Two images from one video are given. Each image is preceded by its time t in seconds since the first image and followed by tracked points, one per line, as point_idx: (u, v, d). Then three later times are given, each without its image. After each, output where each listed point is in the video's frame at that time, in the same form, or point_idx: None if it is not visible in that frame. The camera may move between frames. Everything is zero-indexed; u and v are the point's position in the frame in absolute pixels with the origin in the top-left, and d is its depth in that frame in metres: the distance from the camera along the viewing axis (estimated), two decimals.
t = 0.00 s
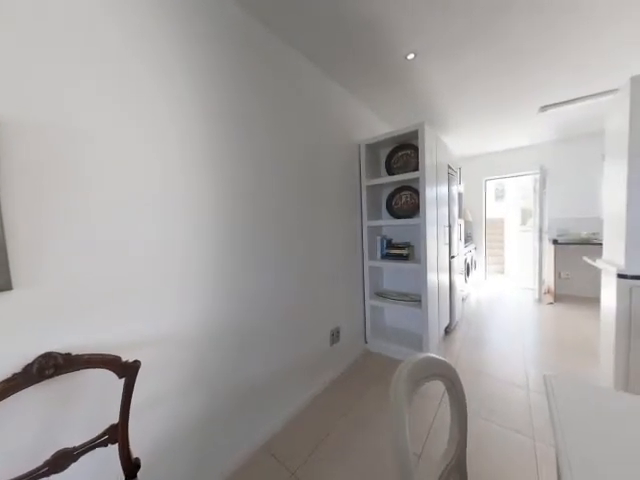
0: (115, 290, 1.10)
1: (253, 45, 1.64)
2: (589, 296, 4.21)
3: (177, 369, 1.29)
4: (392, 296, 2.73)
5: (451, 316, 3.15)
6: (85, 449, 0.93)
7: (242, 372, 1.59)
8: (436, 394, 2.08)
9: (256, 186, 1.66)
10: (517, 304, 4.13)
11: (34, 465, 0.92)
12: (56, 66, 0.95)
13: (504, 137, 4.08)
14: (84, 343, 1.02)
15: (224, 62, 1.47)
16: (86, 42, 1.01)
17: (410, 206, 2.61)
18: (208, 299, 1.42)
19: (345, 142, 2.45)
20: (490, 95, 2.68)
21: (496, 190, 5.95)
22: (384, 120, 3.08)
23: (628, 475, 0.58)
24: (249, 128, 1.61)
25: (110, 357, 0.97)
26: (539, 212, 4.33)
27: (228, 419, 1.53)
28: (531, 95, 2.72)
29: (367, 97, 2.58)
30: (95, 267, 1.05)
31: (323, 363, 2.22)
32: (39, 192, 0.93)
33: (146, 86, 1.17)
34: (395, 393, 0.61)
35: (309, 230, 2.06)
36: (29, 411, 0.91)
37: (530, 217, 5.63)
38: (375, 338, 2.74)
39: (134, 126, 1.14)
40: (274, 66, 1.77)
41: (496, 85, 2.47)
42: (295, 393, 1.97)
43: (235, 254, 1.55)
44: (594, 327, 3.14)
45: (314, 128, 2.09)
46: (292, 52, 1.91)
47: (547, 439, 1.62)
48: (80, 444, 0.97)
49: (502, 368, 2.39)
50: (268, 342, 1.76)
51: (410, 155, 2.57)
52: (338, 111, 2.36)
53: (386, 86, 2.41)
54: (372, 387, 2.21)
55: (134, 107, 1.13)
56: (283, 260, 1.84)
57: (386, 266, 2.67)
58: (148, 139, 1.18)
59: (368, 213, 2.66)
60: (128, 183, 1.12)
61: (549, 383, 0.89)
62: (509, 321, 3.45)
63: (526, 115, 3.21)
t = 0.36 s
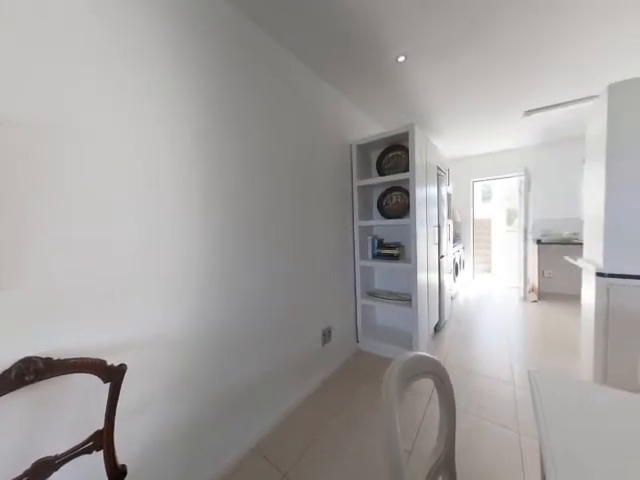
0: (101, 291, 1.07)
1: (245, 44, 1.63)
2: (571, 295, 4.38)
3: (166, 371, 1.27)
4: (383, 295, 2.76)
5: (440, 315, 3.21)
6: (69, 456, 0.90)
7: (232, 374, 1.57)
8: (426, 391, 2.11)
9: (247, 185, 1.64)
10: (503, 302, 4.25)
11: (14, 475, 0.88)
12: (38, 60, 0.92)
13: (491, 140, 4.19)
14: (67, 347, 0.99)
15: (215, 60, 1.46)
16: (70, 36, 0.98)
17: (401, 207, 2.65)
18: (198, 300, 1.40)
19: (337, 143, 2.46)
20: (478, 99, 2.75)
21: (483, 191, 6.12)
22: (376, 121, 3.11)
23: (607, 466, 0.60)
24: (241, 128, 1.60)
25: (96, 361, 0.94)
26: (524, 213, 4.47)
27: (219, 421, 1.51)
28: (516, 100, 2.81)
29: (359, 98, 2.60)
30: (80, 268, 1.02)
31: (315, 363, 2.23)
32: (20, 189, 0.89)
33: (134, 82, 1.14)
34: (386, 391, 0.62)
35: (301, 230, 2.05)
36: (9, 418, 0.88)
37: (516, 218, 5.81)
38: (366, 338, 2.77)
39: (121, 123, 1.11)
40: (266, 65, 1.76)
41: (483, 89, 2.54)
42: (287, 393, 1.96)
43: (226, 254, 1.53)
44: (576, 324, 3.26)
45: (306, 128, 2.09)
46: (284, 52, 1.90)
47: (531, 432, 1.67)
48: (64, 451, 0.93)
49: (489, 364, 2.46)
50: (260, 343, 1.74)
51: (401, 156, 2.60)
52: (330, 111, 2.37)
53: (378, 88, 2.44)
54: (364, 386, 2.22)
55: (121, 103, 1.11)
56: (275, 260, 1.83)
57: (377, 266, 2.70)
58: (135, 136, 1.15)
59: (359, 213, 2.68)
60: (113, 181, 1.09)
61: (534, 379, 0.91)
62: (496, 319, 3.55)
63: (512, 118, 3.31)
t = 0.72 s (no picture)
0: (85, 295, 1.03)
1: (236, 42, 1.60)
2: (553, 293, 4.55)
3: (154, 376, 1.23)
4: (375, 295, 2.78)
5: (430, 313, 3.27)
6: (50, 465, 0.86)
7: (223, 376, 1.55)
8: (416, 389, 2.15)
9: (238, 185, 1.62)
10: (490, 300, 4.38)
11: None
12: (17, 52, 0.87)
13: (478, 143, 4.31)
14: (49, 353, 0.94)
15: (206, 57, 1.43)
16: (52, 28, 0.94)
17: (391, 207, 2.68)
18: (188, 302, 1.37)
19: (329, 143, 2.46)
20: (466, 102, 2.82)
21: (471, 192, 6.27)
22: (367, 122, 3.13)
23: (586, 458, 0.63)
24: (232, 126, 1.58)
25: (80, 365, 0.90)
26: (509, 214, 4.61)
27: (210, 425, 1.49)
28: (502, 104, 2.89)
29: (350, 99, 2.62)
30: (62, 270, 0.97)
31: (306, 363, 2.22)
32: None
33: (121, 78, 1.10)
34: (378, 391, 0.62)
35: (293, 231, 2.05)
36: None
37: (502, 218, 5.99)
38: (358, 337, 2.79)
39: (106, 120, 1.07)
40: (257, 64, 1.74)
41: (471, 93, 2.61)
42: (279, 395, 1.95)
43: (217, 255, 1.50)
44: (558, 321, 3.39)
45: (298, 128, 2.09)
46: (276, 52, 1.89)
47: (516, 427, 1.73)
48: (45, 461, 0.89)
49: (477, 361, 2.52)
50: (251, 344, 1.73)
51: (392, 158, 2.63)
52: (322, 112, 2.37)
53: (369, 89, 2.46)
54: (356, 385, 2.23)
55: (107, 99, 1.07)
56: (266, 261, 1.82)
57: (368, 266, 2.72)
58: (122, 134, 1.11)
59: (351, 214, 2.69)
60: (98, 180, 1.05)
61: (518, 375, 0.94)
62: (483, 317, 3.64)
63: (498, 122, 3.42)
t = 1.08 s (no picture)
0: (68, 297, 0.99)
1: (227, 39, 1.58)
2: (537, 291, 4.70)
3: (141, 379, 1.21)
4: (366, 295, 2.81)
5: (420, 312, 3.32)
6: (30, 475, 0.82)
7: (213, 378, 1.53)
8: (406, 387, 2.18)
9: (228, 184, 1.60)
10: (478, 299, 4.48)
11: None
12: None
13: (467, 145, 4.41)
14: (28, 358, 0.91)
15: (195, 54, 1.40)
16: (32, 19, 0.90)
17: (382, 208, 2.71)
18: (176, 303, 1.34)
19: (320, 143, 2.47)
20: (454, 105, 2.89)
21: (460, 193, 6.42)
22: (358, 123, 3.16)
23: (566, 449, 0.66)
24: (222, 125, 1.55)
25: (61, 370, 0.87)
26: (496, 214, 4.75)
27: (199, 428, 1.46)
28: (489, 108, 2.98)
29: (342, 100, 2.63)
30: (43, 271, 0.94)
31: (298, 363, 2.22)
32: None
33: (106, 73, 1.07)
34: (368, 391, 0.63)
35: (284, 230, 2.04)
36: None
37: (489, 219, 6.15)
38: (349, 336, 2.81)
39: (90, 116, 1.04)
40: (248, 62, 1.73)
41: (459, 96, 2.67)
42: (270, 395, 1.94)
43: (206, 255, 1.48)
44: (541, 318, 3.51)
45: (289, 127, 2.08)
46: (267, 50, 1.88)
47: (502, 422, 1.78)
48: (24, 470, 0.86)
49: (465, 359, 2.58)
50: (242, 345, 1.71)
51: (383, 159, 2.66)
52: (313, 112, 2.37)
53: (360, 90, 2.48)
54: (346, 385, 2.25)
55: (91, 95, 1.03)
56: (257, 261, 1.81)
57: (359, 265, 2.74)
58: (107, 131, 1.08)
59: (342, 214, 2.71)
60: (80, 178, 1.01)
61: (504, 371, 0.97)
62: (471, 315, 3.73)
63: (484, 125, 3.51)
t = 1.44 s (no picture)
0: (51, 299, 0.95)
1: (218, 37, 1.56)
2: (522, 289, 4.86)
3: (128, 383, 1.17)
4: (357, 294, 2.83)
5: (410, 311, 3.37)
6: None
7: (203, 380, 1.50)
8: (397, 385, 2.20)
9: (219, 183, 1.58)
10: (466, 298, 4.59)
11: None
12: None
13: (455, 147, 4.51)
14: (7, 364, 0.86)
15: (185, 51, 1.37)
16: (12, 10, 0.86)
17: (373, 208, 2.73)
18: (165, 305, 1.31)
19: (312, 144, 2.47)
20: (443, 108, 2.95)
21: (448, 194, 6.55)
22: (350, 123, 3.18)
23: (550, 442, 0.68)
24: (213, 123, 1.53)
25: (43, 375, 0.82)
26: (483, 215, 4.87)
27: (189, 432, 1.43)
28: (477, 111, 3.05)
29: (334, 100, 2.64)
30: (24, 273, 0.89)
31: (289, 364, 2.21)
32: None
33: (92, 68, 1.04)
34: (359, 390, 0.64)
35: (276, 230, 2.03)
36: None
37: (476, 220, 6.30)
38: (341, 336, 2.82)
39: (75, 112, 1.00)
40: (240, 61, 1.71)
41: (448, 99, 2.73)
42: (261, 397, 1.92)
43: (196, 255, 1.45)
44: (526, 316, 3.63)
45: (280, 127, 2.07)
46: (259, 49, 1.86)
47: (490, 417, 1.83)
48: None
49: (454, 356, 2.63)
50: (232, 347, 1.69)
51: (374, 159, 2.69)
52: (305, 112, 2.37)
53: (352, 91, 2.50)
54: (338, 384, 2.25)
55: (75, 90, 1.00)
56: (248, 261, 1.79)
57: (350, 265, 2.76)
58: (93, 127, 1.05)
59: (334, 214, 2.72)
60: (63, 176, 0.97)
61: (491, 368, 1.00)
62: (460, 314, 3.81)
63: (472, 128, 3.60)
